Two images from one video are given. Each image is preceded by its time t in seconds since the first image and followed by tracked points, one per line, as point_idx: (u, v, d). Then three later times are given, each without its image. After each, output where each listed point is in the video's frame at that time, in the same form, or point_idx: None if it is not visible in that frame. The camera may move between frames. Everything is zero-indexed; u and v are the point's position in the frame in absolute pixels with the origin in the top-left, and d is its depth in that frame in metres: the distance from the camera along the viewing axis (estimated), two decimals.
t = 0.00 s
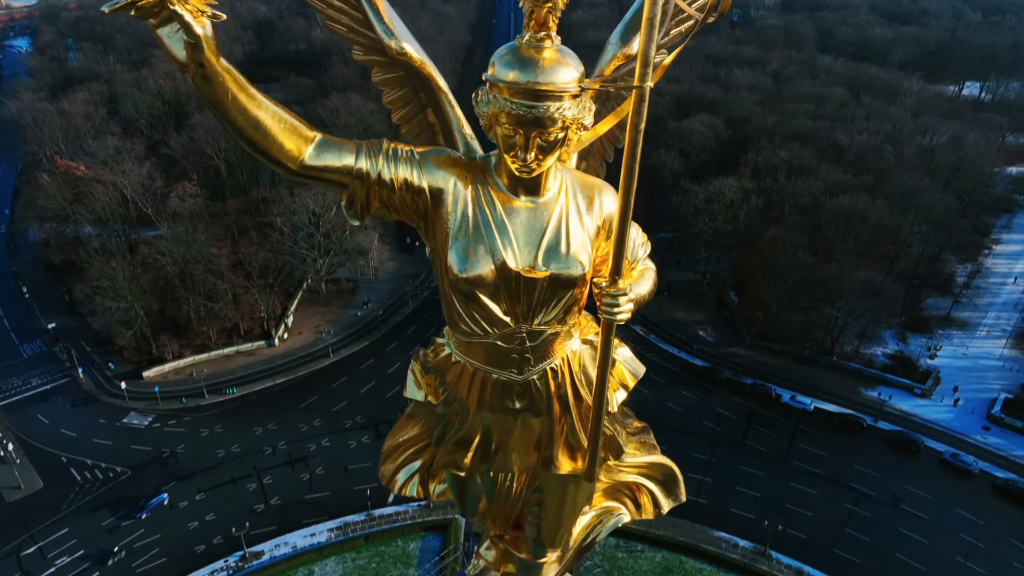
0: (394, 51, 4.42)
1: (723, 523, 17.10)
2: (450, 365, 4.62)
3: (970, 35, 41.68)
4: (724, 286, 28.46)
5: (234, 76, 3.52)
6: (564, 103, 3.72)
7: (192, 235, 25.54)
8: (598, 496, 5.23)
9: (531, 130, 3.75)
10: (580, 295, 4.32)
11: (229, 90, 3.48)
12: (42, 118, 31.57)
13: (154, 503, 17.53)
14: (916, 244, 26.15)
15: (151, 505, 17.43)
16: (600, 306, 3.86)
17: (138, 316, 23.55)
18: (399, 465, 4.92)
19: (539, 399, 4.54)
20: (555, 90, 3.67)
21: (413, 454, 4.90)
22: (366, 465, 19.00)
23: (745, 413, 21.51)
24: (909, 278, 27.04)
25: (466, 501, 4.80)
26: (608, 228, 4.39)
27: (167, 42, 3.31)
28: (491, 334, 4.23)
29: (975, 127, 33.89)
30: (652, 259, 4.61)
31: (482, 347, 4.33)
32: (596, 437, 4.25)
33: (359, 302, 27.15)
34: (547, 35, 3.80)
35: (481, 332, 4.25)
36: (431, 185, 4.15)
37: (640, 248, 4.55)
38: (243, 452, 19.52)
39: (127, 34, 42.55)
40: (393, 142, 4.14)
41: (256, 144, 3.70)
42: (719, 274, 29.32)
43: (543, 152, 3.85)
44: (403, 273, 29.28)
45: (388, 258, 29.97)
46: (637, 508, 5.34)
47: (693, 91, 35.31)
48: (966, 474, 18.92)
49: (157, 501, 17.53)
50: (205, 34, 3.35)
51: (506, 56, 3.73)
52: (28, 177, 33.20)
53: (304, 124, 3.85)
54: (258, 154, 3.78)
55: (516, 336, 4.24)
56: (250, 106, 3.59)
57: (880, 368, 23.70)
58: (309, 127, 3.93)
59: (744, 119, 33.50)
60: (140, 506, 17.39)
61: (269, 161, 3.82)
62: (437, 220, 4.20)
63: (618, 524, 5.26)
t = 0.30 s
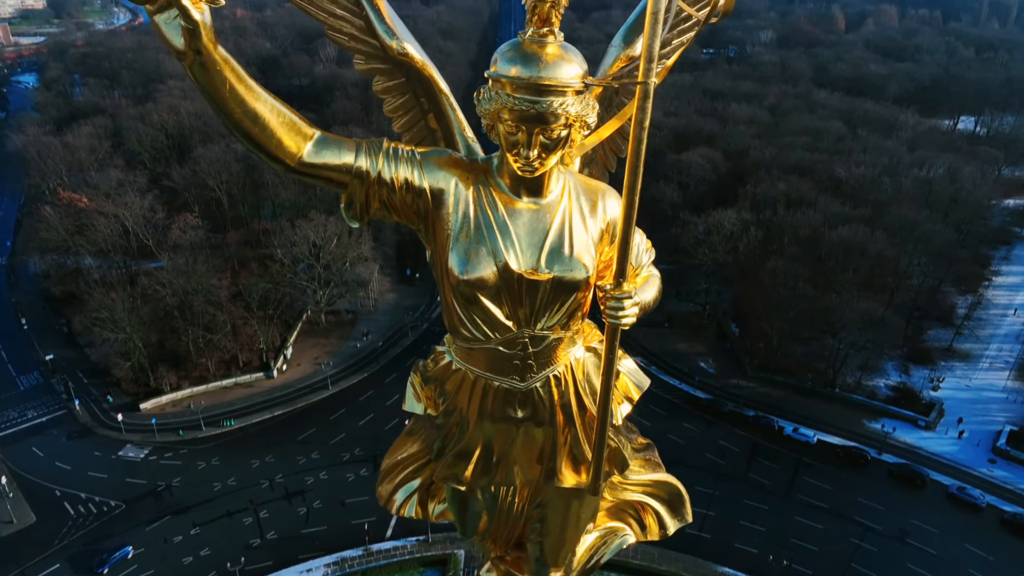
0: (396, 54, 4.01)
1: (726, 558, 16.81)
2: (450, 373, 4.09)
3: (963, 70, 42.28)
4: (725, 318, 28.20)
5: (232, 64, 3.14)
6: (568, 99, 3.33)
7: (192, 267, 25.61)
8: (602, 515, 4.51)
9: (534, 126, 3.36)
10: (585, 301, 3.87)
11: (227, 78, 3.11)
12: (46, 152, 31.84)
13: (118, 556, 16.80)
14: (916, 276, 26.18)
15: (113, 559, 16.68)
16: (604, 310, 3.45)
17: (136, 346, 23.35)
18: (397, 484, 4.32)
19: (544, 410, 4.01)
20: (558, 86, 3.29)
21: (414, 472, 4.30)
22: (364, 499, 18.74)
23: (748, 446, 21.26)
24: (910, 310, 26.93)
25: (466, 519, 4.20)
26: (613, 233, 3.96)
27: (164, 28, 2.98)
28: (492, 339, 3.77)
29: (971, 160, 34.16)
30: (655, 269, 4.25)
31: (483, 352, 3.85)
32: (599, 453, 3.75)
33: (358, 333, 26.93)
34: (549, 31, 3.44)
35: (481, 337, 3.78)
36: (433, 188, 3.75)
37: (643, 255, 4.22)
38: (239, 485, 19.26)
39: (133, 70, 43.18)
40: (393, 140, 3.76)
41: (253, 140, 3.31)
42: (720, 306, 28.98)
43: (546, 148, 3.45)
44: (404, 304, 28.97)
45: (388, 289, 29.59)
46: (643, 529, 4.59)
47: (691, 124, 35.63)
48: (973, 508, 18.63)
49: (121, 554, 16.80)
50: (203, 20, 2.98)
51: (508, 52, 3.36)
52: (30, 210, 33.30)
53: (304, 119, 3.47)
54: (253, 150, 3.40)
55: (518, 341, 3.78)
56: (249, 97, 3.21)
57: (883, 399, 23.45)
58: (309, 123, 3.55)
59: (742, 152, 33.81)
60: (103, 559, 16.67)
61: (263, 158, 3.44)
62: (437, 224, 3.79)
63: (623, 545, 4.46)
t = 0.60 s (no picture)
0: (397, 53, 3.82)
1: None
2: (450, 381, 3.86)
3: (958, 105, 42.76)
4: (725, 349, 27.67)
5: (231, 51, 2.96)
6: (570, 94, 3.15)
7: (192, 298, 25.67)
8: (604, 534, 4.15)
9: (537, 121, 3.17)
10: (589, 307, 3.66)
11: (226, 66, 2.93)
12: (50, 184, 32.06)
13: None
14: (917, 307, 26.15)
15: None
16: (608, 312, 3.26)
17: (134, 378, 23.13)
18: (395, 502, 3.96)
19: (547, 419, 3.74)
20: (562, 80, 3.11)
21: (413, 489, 3.94)
22: (362, 533, 18.46)
23: (751, 478, 21.01)
24: (912, 341, 26.73)
25: (466, 537, 3.85)
26: (618, 235, 3.70)
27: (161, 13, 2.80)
28: (494, 343, 3.55)
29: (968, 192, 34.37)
30: (660, 273, 4.00)
31: (485, 357, 3.63)
32: (604, 464, 3.49)
33: (358, 364, 26.48)
34: (553, 23, 3.24)
35: (483, 341, 3.57)
36: (435, 187, 3.52)
37: (647, 259, 3.96)
38: (235, 518, 18.98)
39: (138, 105, 43.68)
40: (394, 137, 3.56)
41: (251, 133, 3.11)
42: (720, 337, 28.47)
43: (549, 145, 3.26)
44: (404, 335, 28.53)
45: (389, 320, 29.16)
46: (647, 551, 4.19)
47: (690, 157, 35.96)
48: (982, 542, 18.31)
49: None
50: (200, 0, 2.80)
51: (509, 48, 3.19)
52: (31, 242, 33.30)
53: (302, 113, 3.27)
54: (250, 144, 3.19)
55: (520, 345, 3.56)
56: (248, 87, 3.02)
57: (887, 431, 23.11)
58: (308, 118, 3.35)
59: (740, 185, 34.08)
60: None
61: (261, 153, 3.23)
62: (437, 224, 3.56)
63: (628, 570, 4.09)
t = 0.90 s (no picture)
0: (399, 54, 3.76)
1: None
2: (450, 388, 3.76)
3: (954, 134, 43.10)
4: (726, 376, 27.42)
5: (230, 41, 2.94)
6: (573, 89, 3.12)
7: (192, 325, 25.67)
8: (608, 550, 4.05)
9: (539, 117, 3.13)
10: (592, 309, 3.60)
11: (226, 56, 2.90)
12: (52, 212, 32.21)
13: None
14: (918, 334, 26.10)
15: None
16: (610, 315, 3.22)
17: (131, 405, 22.97)
18: (394, 518, 3.85)
19: (549, 425, 3.63)
20: (564, 76, 3.09)
21: (411, 504, 3.84)
22: (359, 563, 18.17)
23: (754, 508, 20.75)
24: (914, 368, 26.52)
25: (466, 551, 3.72)
26: (620, 239, 3.66)
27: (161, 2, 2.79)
28: (496, 345, 3.48)
29: (966, 220, 34.48)
30: (663, 275, 3.95)
31: (485, 359, 3.55)
32: (608, 472, 3.41)
33: (357, 392, 26.15)
34: (556, 19, 3.21)
35: (484, 343, 3.50)
36: (436, 186, 3.47)
37: (650, 261, 3.90)
38: (231, 549, 18.74)
39: (141, 134, 44.06)
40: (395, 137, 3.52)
41: (249, 126, 3.06)
42: (721, 363, 28.27)
43: (551, 141, 3.22)
44: (404, 363, 28.18)
45: (388, 347, 28.90)
46: (652, 566, 4.08)
47: (689, 186, 36.21)
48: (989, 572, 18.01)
49: None
50: None
51: (510, 43, 3.16)
52: (31, 269, 33.27)
53: (303, 108, 3.24)
54: (249, 139, 3.15)
55: (522, 347, 3.48)
56: (247, 78, 2.99)
57: (891, 459, 22.82)
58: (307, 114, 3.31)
59: (740, 213, 34.25)
60: None
61: (260, 148, 3.18)
62: (437, 224, 3.51)
63: None
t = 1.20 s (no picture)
0: (400, 53, 3.68)
1: None
2: (450, 392, 3.69)
3: (951, 163, 43.39)
4: (728, 405, 26.79)
5: (230, 30, 2.95)
6: (574, 82, 3.10)
7: (190, 352, 25.60)
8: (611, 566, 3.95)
9: (540, 111, 3.10)
10: (594, 310, 3.54)
11: (225, 45, 2.91)
12: (54, 241, 32.33)
13: None
14: (920, 362, 25.96)
15: None
16: (614, 315, 3.19)
17: (128, 433, 22.78)
18: (392, 534, 3.76)
19: (553, 431, 3.57)
20: (565, 69, 3.07)
21: (409, 520, 3.74)
22: None
23: (757, 538, 20.48)
24: (917, 397, 26.30)
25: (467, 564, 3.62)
26: (623, 240, 3.61)
27: None
28: (497, 347, 3.42)
29: (966, 247, 34.52)
30: (665, 276, 3.91)
31: (486, 360, 3.49)
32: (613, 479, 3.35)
33: (356, 421, 25.81)
34: (557, 15, 3.20)
35: (485, 344, 3.44)
36: (436, 184, 3.44)
37: (653, 265, 3.86)
38: None
39: (144, 164, 44.39)
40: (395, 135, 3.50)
41: (248, 118, 3.06)
42: (722, 392, 27.60)
43: (553, 137, 3.20)
44: (403, 391, 27.90)
45: (388, 375, 28.52)
46: None
47: (688, 214, 36.38)
48: None
49: None
50: None
51: (511, 40, 3.15)
52: (31, 296, 33.21)
53: (302, 103, 3.24)
54: (248, 133, 3.15)
55: (523, 348, 3.42)
56: (247, 67, 2.99)
57: (895, 489, 22.50)
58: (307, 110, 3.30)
59: (739, 240, 34.36)
60: None
61: (258, 142, 3.18)
62: (437, 223, 3.48)
63: None
